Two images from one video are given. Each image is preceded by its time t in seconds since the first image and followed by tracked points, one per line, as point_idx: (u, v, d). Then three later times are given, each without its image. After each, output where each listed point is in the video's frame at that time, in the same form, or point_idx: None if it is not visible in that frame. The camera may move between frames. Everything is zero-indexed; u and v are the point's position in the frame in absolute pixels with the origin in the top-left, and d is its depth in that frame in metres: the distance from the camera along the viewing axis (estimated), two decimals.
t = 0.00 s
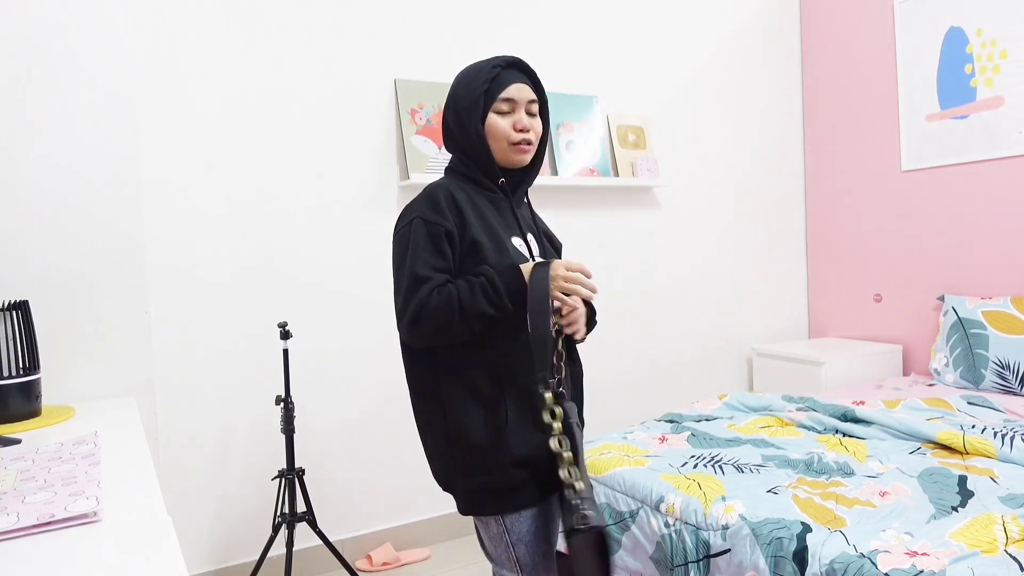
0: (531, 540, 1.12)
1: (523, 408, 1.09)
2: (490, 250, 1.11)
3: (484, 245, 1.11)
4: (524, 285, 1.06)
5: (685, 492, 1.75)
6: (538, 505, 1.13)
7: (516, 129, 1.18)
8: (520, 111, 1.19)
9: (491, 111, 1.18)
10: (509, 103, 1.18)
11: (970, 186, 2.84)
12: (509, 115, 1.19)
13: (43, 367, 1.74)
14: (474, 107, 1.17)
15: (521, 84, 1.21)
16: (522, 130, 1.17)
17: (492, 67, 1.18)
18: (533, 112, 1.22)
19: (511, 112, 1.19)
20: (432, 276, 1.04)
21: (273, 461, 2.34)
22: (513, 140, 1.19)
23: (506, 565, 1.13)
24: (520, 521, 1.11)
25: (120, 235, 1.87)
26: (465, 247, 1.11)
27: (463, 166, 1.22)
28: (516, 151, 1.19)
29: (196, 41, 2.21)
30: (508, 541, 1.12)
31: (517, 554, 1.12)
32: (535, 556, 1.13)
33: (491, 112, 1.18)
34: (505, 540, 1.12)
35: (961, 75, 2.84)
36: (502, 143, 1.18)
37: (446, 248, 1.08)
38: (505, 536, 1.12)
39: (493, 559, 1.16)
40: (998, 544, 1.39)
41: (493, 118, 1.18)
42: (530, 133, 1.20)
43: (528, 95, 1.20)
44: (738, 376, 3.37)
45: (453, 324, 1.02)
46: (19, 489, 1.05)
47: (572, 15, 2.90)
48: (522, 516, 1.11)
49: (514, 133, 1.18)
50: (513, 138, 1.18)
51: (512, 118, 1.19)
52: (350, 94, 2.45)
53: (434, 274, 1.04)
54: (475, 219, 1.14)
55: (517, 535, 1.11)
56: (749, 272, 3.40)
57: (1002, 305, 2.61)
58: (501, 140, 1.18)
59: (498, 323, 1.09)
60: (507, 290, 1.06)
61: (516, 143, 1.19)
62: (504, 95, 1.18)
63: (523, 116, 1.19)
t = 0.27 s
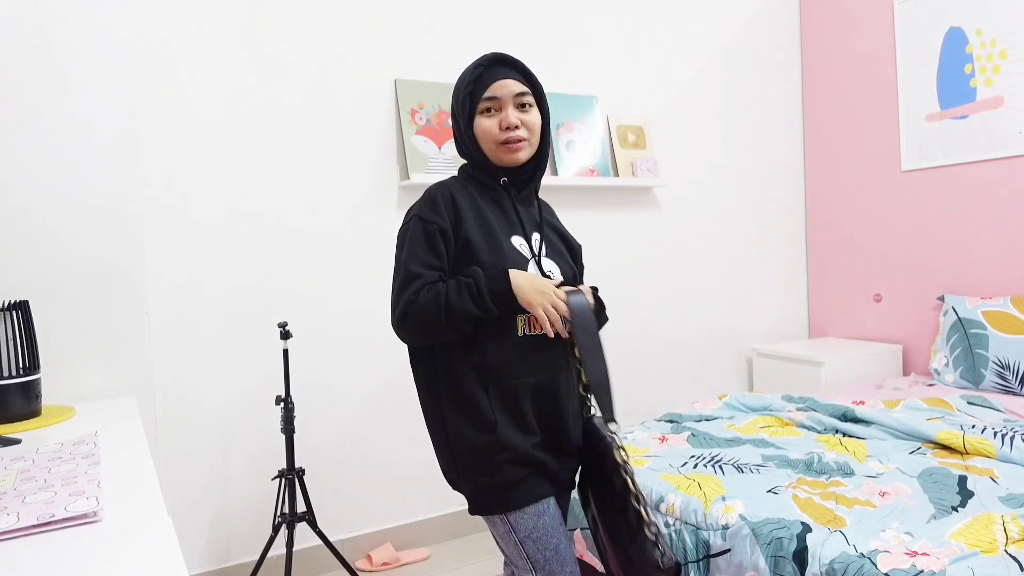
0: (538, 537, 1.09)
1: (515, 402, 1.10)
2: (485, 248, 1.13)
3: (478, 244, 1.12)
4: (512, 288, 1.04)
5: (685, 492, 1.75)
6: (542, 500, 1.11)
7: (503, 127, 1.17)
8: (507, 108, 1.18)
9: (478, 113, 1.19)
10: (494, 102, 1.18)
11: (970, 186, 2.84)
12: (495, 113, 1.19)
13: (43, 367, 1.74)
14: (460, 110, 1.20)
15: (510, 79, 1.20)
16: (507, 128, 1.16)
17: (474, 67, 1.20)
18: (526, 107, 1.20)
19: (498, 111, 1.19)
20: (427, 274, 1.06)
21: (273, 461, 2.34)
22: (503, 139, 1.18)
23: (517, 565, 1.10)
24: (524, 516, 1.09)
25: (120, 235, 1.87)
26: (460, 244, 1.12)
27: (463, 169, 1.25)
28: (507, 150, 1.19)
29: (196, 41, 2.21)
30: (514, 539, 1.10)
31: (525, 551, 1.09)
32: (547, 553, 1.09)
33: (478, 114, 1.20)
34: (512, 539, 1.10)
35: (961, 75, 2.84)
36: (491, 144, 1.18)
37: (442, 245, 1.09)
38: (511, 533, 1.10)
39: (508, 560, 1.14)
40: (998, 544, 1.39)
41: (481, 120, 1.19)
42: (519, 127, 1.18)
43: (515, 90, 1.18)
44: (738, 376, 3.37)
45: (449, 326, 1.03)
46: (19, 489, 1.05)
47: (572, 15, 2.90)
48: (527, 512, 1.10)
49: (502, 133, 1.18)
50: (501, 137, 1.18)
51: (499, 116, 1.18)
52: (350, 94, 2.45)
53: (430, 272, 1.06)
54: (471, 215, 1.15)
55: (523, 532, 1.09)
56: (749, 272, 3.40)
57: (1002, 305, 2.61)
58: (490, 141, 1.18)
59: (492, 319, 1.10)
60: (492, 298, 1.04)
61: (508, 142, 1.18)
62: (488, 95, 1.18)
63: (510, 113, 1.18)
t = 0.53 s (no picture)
0: (545, 545, 1.06)
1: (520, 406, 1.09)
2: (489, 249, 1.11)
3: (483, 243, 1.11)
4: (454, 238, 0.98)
5: (686, 492, 1.75)
6: (550, 507, 1.07)
7: (512, 127, 1.16)
8: (516, 107, 1.17)
9: (489, 113, 1.19)
10: (502, 101, 1.18)
11: (970, 186, 2.84)
12: (504, 113, 1.18)
13: (42, 367, 1.74)
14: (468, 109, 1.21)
15: (517, 76, 1.19)
16: (516, 127, 1.15)
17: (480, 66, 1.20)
18: (536, 103, 1.19)
19: (507, 110, 1.18)
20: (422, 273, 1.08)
21: (272, 461, 2.34)
22: (513, 139, 1.17)
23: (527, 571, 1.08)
24: (531, 523, 1.07)
25: (120, 235, 1.87)
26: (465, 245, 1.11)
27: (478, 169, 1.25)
28: (519, 150, 1.18)
29: (196, 42, 2.21)
30: (521, 547, 1.08)
31: (533, 560, 1.07)
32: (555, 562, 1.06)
33: (488, 114, 1.19)
34: (520, 547, 1.08)
35: (961, 75, 2.84)
36: (502, 145, 1.18)
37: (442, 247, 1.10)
38: (518, 540, 1.08)
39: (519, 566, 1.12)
40: (998, 544, 1.39)
41: (490, 120, 1.19)
42: (530, 126, 1.16)
43: (523, 87, 1.17)
44: (738, 376, 3.37)
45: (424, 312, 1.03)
46: (19, 489, 1.05)
47: (572, 15, 2.90)
48: (534, 519, 1.07)
49: (512, 132, 1.17)
50: (512, 137, 1.17)
51: (508, 116, 1.17)
52: (350, 94, 2.45)
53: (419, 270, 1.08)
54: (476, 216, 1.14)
55: (531, 540, 1.07)
56: (749, 272, 3.40)
57: (1002, 305, 2.61)
58: (501, 141, 1.18)
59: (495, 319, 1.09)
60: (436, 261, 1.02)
61: (518, 142, 1.18)
62: (496, 94, 1.18)
63: (519, 111, 1.17)
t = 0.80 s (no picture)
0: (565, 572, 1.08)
1: (557, 426, 1.05)
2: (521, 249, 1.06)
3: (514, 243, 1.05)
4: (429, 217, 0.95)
5: (685, 492, 1.75)
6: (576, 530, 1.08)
7: (530, 112, 1.12)
8: (533, 90, 1.13)
9: (504, 97, 1.15)
10: (518, 84, 1.13)
11: (970, 186, 2.83)
12: (521, 97, 1.13)
13: (42, 367, 1.74)
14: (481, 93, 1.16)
15: (532, 56, 1.14)
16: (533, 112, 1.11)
17: (493, 46, 1.15)
18: (555, 84, 1.14)
19: (523, 94, 1.13)
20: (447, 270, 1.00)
21: (272, 461, 2.34)
22: (532, 125, 1.13)
23: None
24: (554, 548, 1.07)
25: (120, 234, 1.87)
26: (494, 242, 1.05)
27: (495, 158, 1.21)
28: (538, 137, 1.14)
29: (195, 41, 2.21)
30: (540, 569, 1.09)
31: None
32: None
33: (503, 98, 1.15)
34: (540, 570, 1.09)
35: (961, 75, 2.84)
36: (520, 131, 1.14)
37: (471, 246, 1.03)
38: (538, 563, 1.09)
39: None
40: (998, 544, 1.39)
41: (506, 105, 1.14)
42: (550, 111, 1.12)
43: (539, 68, 1.12)
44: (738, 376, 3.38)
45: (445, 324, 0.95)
46: (19, 489, 1.05)
47: (572, 14, 2.90)
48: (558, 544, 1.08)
49: (530, 118, 1.13)
50: (529, 123, 1.13)
51: (525, 100, 1.13)
52: (350, 94, 2.45)
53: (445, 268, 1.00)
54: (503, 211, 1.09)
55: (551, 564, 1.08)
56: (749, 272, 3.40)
57: (1002, 305, 2.61)
58: (520, 128, 1.14)
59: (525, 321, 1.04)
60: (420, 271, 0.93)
61: (536, 127, 1.13)
62: (511, 76, 1.13)
63: (537, 94, 1.12)
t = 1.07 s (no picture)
0: None
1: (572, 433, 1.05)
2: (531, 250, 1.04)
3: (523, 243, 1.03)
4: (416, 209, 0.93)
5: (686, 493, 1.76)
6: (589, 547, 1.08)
7: (540, 91, 1.10)
8: (542, 68, 1.11)
9: (512, 77, 1.13)
10: (526, 62, 1.11)
11: (971, 186, 2.83)
12: (530, 76, 1.12)
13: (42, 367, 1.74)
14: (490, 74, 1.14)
15: (541, 31, 1.12)
16: (543, 91, 1.09)
17: (500, 22, 1.13)
18: (566, 62, 1.13)
19: (532, 72, 1.12)
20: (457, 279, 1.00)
21: (272, 461, 2.34)
22: (542, 107, 1.11)
23: None
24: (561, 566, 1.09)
25: (120, 234, 1.87)
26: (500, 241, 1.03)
27: (508, 146, 1.20)
28: (550, 119, 1.12)
29: (195, 41, 2.21)
30: None
31: None
32: None
33: (512, 77, 1.13)
34: None
35: (961, 75, 2.84)
36: (530, 113, 1.12)
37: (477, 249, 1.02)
38: None
39: None
40: (997, 544, 1.39)
41: (515, 85, 1.12)
42: (560, 90, 1.10)
43: (548, 43, 1.10)
44: (738, 376, 3.38)
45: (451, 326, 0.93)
46: (19, 489, 1.05)
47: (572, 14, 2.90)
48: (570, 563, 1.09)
49: (540, 98, 1.11)
50: (539, 104, 1.11)
51: (534, 78, 1.11)
52: (349, 94, 2.45)
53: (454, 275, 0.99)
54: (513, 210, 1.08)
55: None
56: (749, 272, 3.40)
57: (1002, 305, 2.61)
58: (529, 109, 1.12)
59: (534, 324, 1.03)
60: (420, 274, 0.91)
61: (548, 109, 1.12)
62: (519, 53, 1.11)
63: (546, 72, 1.10)
